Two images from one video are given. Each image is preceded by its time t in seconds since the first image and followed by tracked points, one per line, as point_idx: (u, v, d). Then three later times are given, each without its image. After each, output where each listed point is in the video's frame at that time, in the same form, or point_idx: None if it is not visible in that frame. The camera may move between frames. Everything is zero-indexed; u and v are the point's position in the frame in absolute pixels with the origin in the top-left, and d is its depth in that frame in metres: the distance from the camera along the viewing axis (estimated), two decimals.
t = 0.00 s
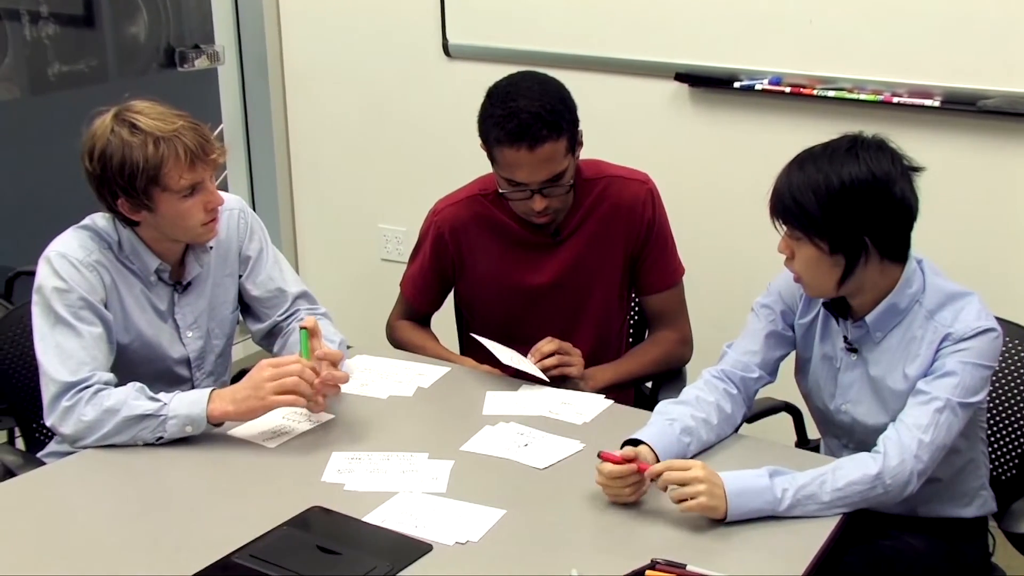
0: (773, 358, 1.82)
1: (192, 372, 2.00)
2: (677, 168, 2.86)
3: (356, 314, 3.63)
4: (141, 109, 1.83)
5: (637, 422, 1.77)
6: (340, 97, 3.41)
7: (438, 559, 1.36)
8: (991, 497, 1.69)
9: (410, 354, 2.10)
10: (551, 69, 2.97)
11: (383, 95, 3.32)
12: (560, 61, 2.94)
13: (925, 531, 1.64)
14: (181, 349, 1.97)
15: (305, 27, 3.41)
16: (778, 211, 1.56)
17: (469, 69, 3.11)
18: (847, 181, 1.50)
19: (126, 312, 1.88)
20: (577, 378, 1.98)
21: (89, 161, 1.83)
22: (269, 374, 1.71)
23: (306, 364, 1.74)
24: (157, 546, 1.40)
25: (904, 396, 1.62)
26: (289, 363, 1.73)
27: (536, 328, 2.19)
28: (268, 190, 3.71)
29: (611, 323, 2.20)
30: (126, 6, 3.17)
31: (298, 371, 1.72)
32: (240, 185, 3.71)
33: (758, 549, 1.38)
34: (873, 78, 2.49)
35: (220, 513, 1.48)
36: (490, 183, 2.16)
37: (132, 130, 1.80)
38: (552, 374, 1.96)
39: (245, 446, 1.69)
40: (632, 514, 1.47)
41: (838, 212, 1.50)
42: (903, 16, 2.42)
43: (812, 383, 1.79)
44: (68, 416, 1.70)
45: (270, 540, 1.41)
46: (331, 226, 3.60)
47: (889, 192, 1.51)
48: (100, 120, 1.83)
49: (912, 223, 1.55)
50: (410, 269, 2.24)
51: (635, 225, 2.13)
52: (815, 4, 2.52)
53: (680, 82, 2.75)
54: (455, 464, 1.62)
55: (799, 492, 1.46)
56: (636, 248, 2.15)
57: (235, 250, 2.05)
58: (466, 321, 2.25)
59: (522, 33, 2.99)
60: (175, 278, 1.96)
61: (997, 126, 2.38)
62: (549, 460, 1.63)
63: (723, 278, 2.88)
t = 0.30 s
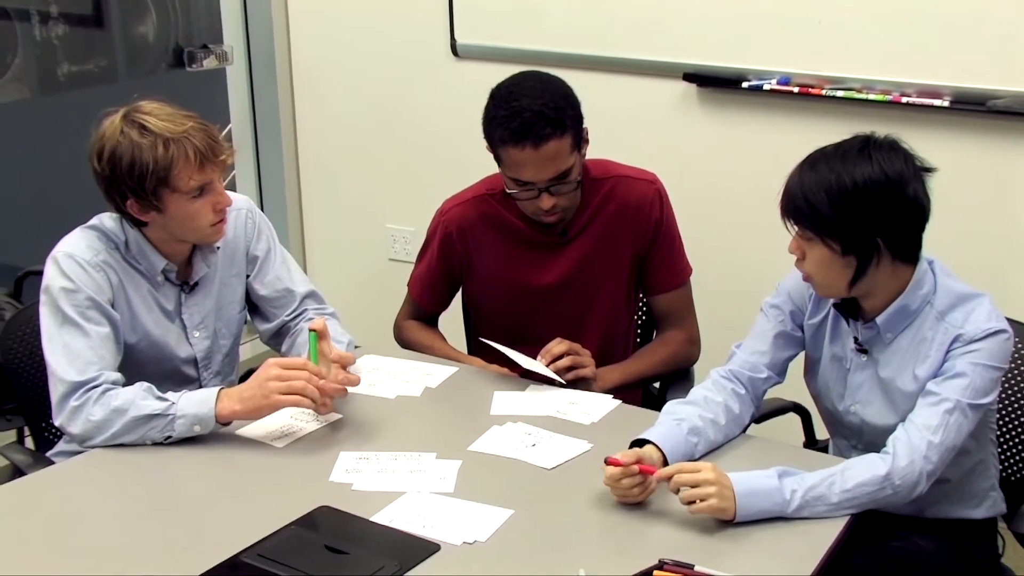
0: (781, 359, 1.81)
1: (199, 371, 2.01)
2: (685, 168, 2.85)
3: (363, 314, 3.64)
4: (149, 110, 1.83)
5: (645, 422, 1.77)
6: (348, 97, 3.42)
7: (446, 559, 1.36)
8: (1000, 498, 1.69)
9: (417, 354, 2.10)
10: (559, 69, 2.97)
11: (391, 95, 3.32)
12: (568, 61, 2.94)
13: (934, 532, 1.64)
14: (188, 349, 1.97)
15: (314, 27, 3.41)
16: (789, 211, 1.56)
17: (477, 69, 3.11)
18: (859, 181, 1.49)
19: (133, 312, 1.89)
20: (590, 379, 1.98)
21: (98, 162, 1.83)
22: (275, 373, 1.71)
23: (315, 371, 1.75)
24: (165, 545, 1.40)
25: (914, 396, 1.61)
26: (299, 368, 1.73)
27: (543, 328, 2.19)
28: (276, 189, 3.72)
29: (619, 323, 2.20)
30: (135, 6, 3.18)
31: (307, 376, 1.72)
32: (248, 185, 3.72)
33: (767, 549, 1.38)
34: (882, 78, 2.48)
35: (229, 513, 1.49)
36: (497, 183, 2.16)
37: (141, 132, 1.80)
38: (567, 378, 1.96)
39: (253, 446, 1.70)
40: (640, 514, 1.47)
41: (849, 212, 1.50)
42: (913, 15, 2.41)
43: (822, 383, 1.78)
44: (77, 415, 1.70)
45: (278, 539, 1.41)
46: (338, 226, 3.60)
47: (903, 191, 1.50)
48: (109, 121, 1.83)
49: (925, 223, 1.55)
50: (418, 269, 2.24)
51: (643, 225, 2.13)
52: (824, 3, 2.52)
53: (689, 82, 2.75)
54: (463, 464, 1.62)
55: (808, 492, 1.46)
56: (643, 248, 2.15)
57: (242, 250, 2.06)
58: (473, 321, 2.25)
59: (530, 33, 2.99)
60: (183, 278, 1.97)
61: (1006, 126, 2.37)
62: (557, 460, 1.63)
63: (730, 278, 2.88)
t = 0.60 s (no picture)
0: (787, 358, 1.81)
1: (205, 371, 2.01)
2: (690, 168, 2.85)
3: (368, 314, 3.64)
4: (156, 111, 1.83)
5: (648, 422, 1.77)
6: (353, 97, 3.42)
7: (450, 559, 1.36)
8: (1005, 499, 1.68)
9: (421, 354, 2.11)
10: (563, 70, 2.97)
11: (396, 95, 3.32)
12: (573, 61, 2.94)
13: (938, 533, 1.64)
14: (194, 349, 1.98)
15: (318, 27, 3.42)
16: (803, 208, 1.56)
17: (481, 70, 3.11)
18: (876, 176, 1.49)
19: (139, 312, 1.89)
20: (594, 380, 1.99)
21: (105, 163, 1.83)
22: (279, 376, 1.71)
23: (319, 374, 1.75)
24: (170, 545, 1.40)
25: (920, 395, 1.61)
26: (304, 371, 1.73)
27: (548, 328, 2.19)
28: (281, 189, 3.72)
29: (623, 323, 2.19)
30: (140, 7, 3.18)
31: (311, 379, 1.72)
32: (253, 185, 3.72)
33: (772, 550, 1.38)
34: (887, 78, 2.48)
35: (233, 513, 1.49)
36: (501, 183, 2.16)
37: (148, 133, 1.80)
38: (574, 378, 1.97)
39: (257, 446, 1.70)
40: (644, 515, 1.47)
41: (868, 207, 1.50)
42: (918, 16, 2.41)
43: (828, 382, 1.78)
44: (82, 415, 1.70)
45: (282, 539, 1.41)
46: (343, 226, 3.60)
47: (920, 183, 1.51)
48: (115, 121, 1.83)
49: (939, 214, 1.55)
50: (422, 269, 2.24)
51: (647, 226, 2.13)
52: (829, 3, 2.51)
53: (693, 82, 2.75)
54: (467, 464, 1.62)
55: (813, 492, 1.46)
56: (647, 249, 2.15)
57: (247, 250, 2.06)
58: (477, 320, 2.25)
59: (535, 32, 2.99)
60: (188, 278, 1.97)
61: (1012, 126, 2.36)
62: (561, 460, 1.63)
63: (735, 279, 2.88)
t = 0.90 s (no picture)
0: (790, 348, 1.83)
1: (202, 372, 2.01)
2: (687, 168, 2.85)
3: (366, 314, 3.64)
4: (154, 113, 1.83)
5: (645, 422, 1.77)
6: (351, 98, 3.42)
7: (447, 559, 1.37)
8: (1005, 496, 1.68)
9: (419, 354, 2.11)
10: (560, 70, 2.97)
11: (393, 96, 3.32)
12: (571, 61, 2.94)
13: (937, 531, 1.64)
14: (192, 350, 1.98)
15: (316, 27, 3.42)
16: (821, 201, 1.55)
17: (479, 70, 3.12)
18: (898, 158, 1.50)
19: (136, 312, 1.89)
20: (592, 381, 1.99)
21: (102, 165, 1.83)
22: (276, 377, 1.71)
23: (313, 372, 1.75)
24: (168, 546, 1.40)
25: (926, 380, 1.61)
26: (300, 371, 1.73)
27: (547, 328, 2.19)
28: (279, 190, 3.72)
29: (622, 322, 2.19)
30: (138, 7, 3.18)
31: (308, 379, 1.72)
32: (251, 186, 3.72)
33: (770, 549, 1.38)
34: (884, 78, 2.48)
35: (231, 513, 1.49)
36: (499, 183, 2.16)
37: (146, 135, 1.80)
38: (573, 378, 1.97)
39: (254, 447, 1.70)
40: (640, 514, 1.47)
41: (898, 188, 1.49)
42: (914, 15, 2.41)
43: (835, 370, 1.78)
44: (80, 416, 1.71)
45: (280, 539, 1.41)
46: (341, 226, 3.61)
47: (938, 157, 1.52)
48: (113, 124, 1.84)
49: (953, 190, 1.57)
50: (420, 269, 2.24)
51: (645, 225, 2.13)
52: (825, 3, 2.51)
53: (690, 82, 2.75)
54: (465, 464, 1.62)
55: (816, 469, 1.46)
56: (646, 248, 2.15)
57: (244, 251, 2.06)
58: (475, 319, 2.25)
59: (532, 32, 2.99)
60: (186, 279, 1.97)
61: (1009, 125, 2.37)
62: (559, 460, 1.63)
63: (732, 278, 2.88)
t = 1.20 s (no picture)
0: (787, 332, 1.83)
1: (198, 373, 2.01)
2: (683, 168, 2.85)
3: (362, 314, 3.64)
4: (149, 114, 1.83)
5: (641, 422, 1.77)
6: (347, 97, 3.42)
7: (443, 559, 1.36)
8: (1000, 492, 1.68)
9: (416, 354, 2.11)
10: (556, 70, 2.97)
11: (390, 96, 3.32)
12: (567, 61, 2.94)
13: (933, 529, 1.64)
14: (187, 350, 1.98)
15: (313, 27, 3.41)
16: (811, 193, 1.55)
17: (475, 70, 3.11)
18: (885, 149, 1.50)
19: (131, 312, 1.89)
20: (588, 381, 1.99)
21: (97, 166, 1.83)
22: (275, 380, 1.70)
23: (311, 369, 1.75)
24: (164, 546, 1.40)
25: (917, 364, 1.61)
26: (298, 371, 1.73)
27: (543, 328, 2.19)
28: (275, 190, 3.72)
29: (618, 321, 2.19)
30: (134, 7, 3.18)
31: (306, 378, 1.72)
32: (247, 186, 3.72)
33: (769, 548, 1.38)
34: (881, 78, 2.48)
35: (227, 513, 1.49)
36: (495, 183, 2.16)
37: (140, 136, 1.79)
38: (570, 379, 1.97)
39: (251, 447, 1.70)
40: (637, 514, 1.47)
41: (888, 177, 1.49)
42: (910, 16, 2.42)
43: (829, 361, 1.79)
44: (75, 416, 1.70)
45: (277, 540, 1.41)
46: (338, 226, 3.60)
47: (925, 147, 1.53)
48: (107, 123, 1.83)
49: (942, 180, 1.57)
50: (417, 269, 2.24)
51: (641, 225, 2.13)
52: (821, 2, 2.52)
53: (687, 82, 2.75)
54: (462, 464, 1.62)
55: (794, 416, 1.50)
56: (643, 247, 2.15)
57: (240, 251, 2.06)
58: (472, 319, 2.25)
59: (528, 32, 2.99)
60: (181, 279, 1.97)
61: (1005, 125, 2.37)
62: (556, 460, 1.63)
63: (728, 279, 2.88)
